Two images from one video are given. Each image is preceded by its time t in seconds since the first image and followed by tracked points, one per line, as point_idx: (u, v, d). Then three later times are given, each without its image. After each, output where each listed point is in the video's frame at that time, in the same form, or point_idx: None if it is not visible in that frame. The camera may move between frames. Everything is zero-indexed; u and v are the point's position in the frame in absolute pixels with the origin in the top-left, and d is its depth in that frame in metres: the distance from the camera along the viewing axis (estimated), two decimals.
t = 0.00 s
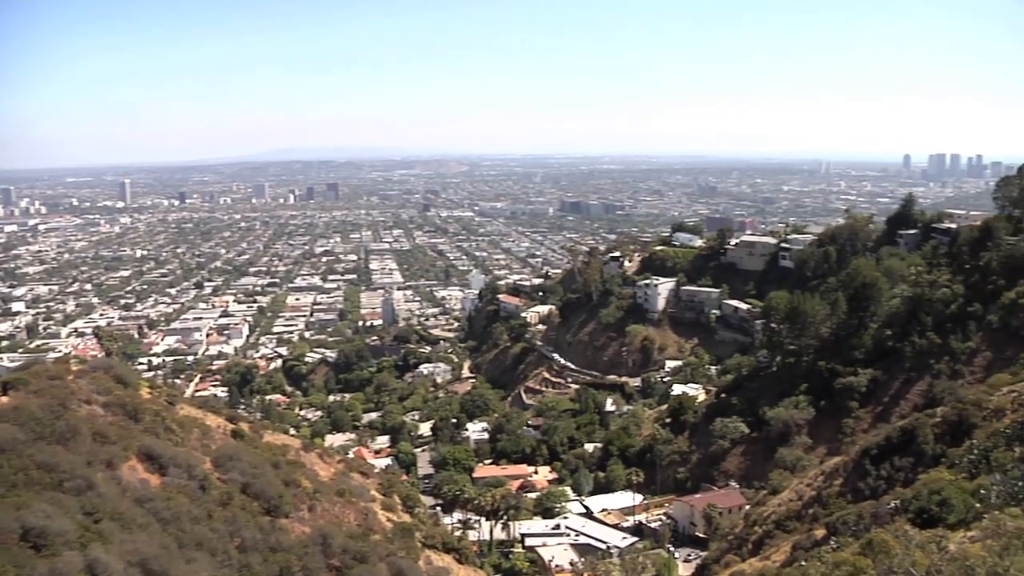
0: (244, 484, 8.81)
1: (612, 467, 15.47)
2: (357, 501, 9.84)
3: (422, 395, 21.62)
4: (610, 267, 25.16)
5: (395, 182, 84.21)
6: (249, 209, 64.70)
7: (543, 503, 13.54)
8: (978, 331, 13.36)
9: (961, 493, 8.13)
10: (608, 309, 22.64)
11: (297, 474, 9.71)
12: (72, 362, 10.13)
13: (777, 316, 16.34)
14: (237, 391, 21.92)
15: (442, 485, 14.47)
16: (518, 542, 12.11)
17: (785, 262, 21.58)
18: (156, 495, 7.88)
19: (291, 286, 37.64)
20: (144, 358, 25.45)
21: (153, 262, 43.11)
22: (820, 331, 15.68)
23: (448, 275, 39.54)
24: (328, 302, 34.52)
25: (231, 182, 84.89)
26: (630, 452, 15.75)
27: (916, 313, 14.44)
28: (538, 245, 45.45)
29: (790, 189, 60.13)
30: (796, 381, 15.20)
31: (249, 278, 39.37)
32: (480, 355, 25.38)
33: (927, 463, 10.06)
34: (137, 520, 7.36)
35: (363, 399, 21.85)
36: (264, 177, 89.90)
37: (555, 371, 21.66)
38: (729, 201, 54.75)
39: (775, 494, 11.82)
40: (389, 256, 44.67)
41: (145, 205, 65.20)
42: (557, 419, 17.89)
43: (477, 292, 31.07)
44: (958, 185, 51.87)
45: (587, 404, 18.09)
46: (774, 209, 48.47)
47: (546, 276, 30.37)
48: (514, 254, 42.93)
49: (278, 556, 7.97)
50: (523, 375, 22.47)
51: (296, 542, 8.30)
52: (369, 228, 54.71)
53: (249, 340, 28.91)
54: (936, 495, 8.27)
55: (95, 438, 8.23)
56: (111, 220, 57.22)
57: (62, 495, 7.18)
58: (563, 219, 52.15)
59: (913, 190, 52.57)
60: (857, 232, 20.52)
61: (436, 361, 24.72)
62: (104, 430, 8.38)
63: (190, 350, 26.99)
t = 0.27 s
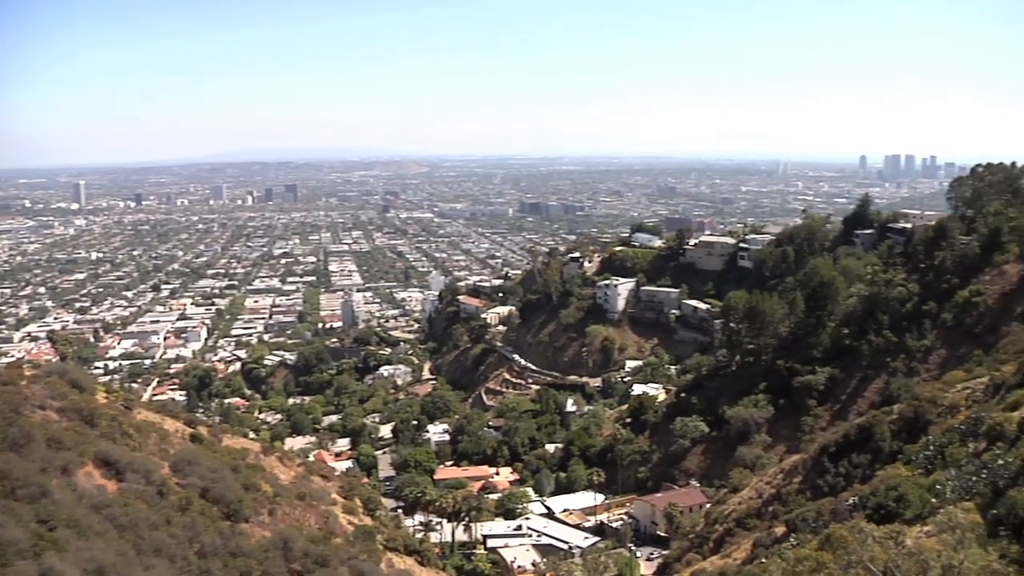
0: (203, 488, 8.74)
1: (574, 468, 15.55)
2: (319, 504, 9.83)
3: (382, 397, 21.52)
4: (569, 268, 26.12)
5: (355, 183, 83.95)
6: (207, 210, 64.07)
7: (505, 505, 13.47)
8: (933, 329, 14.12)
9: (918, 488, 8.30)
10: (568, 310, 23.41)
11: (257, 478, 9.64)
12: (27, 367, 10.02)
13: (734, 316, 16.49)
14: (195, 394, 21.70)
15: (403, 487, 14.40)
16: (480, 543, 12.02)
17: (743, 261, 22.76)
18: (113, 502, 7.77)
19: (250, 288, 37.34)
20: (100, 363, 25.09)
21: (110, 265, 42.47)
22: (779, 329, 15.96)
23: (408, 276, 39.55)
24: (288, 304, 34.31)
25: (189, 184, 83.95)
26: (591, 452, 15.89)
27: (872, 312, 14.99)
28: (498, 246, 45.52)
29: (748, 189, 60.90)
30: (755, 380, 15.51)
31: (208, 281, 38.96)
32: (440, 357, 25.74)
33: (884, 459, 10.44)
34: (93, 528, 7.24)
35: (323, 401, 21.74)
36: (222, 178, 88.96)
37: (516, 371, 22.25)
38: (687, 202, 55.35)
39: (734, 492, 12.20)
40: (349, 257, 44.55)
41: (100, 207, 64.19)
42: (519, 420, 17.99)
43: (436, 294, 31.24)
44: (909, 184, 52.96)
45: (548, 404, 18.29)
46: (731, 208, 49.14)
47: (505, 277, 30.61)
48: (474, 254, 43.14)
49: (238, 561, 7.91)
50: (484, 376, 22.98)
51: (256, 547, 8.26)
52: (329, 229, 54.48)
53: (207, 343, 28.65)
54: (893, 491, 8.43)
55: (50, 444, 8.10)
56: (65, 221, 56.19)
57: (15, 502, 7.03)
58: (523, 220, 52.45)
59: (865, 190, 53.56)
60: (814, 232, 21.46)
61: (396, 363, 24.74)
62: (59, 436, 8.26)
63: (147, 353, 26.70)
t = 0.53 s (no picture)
0: (157, 494, 8.59)
1: (531, 468, 15.62)
2: (274, 508, 9.75)
3: (338, 399, 21.38)
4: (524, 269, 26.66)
5: (309, 184, 83.19)
6: (159, 212, 62.90)
7: (462, 505, 13.45)
8: (885, 327, 14.47)
9: (870, 484, 8.53)
10: (524, 311, 23.83)
11: (212, 482, 9.54)
12: None
13: (689, 315, 16.63)
14: (148, 399, 21.32)
15: (360, 491, 14.30)
16: (438, 545, 11.93)
17: (697, 261, 23.47)
18: (64, 510, 7.59)
19: (204, 291, 36.76)
20: (49, 368, 24.52)
21: (58, 268, 41.44)
22: (733, 329, 16.34)
23: (363, 277, 39.34)
24: (242, 306, 33.85)
25: (140, 185, 82.31)
26: (548, 453, 15.98)
27: (825, 311, 15.28)
28: (454, 247, 45.50)
29: (703, 189, 61.63)
30: (710, 378, 15.78)
31: (161, 283, 38.24)
32: (396, 359, 25.81)
33: (837, 456, 10.69)
34: (42, 536, 7.07)
35: (278, 404, 21.50)
36: (173, 178, 87.38)
37: (473, 372, 22.55)
38: (643, 202, 55.89)
39: (691, 491, 12.45)
40: (304, 259, 44.16)
41: (47, 208, 62.52)
42: (476, 421, 18.07)
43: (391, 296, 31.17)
44: (859, 185, 54.07)
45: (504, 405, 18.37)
46: (685, 209, 49.70)
47: (461, 278, 30.73)
48: (430, 255, 43.17)
49: (193, 567, 7.79)
50: (440, 377, 23.18)
51: (212, 552, 8.15)
52: (284, 230, 53.91)
53: (159, 347, 28.15)
54: (846, 488, 8.61)
55: None
56: (11, 221, 54.63)
57: None
58: (479, 220, 52.57)
59: (816, 191, 54.60)
60: (768, 232, 22.02)
61: (352, 365, 24.64)
62: (7, 444, 8.05)
63: (98, 357, 26.18)
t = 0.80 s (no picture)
0: (102, 501, 8.34)
1: (482, 469, 15.64)
2: (223, 515, 9.60)
3: (287, 403, 21.08)
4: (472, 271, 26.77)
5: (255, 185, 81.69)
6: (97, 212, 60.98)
7: (413, 507, 13.39)
8: (830, 327, 14.86)
9: (817, 480, 8.80)
10: (472, 312, 23.88)
11: (158, 489, 9.35)
12: None
13: (639, 315, 16.98)
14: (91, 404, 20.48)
15: (311, 495, 14.11)
16: (389, 547, 11.83)
17: (645, 261, 23.84)
18: (4, 520, 7.31)
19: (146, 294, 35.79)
20: None
21: None
22: (681, 328, 16.66)
23: (311, 280, 38.84)
24: (187, 310, 32.81)
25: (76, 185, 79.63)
26: (498, 454, 16.03)
27: (772, 310, 15.69)
28: (403, 249, 45.29)
29: (649, 191, 62.35)
30: (658, 378, 16.05)
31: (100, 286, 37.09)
32: (344, 361, 25.52)
33: (784, 453, 11.01)
34: None
35: (225, 408, 21.06)
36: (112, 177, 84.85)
37: (422, 374, 22.45)
38: (591, 203, 56.41)
39: (640, 489, 12.67)
40: (250, 260, 43.38)
41: None
42: (426, 423, 18.01)
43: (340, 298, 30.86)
44: (801, 184, 55.41)
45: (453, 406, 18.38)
46: (633, 210, 50.30)
47: (410, 280, 30.63)
48: (379, 257, 42.87)
49: None
50: (389, 380, 23.01)
51: (159, 560, 7.95)
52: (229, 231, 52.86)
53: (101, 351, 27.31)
54: (794, 485, 8.86)
55: None
56: None
57: None
58: (428, 222, 52.41)
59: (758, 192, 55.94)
60: (715, 232, 22.48)
61: (300, 369, 24.33)
62: None
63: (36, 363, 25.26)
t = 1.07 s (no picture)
0: (35, 512, 7.88)
1: (424, 472, 15.45)
2: (161, 523, 9.38)
3: (224, 410, 20.47)
4: (413, 274, 26.94)
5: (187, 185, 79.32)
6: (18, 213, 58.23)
7: (355, 511, 13.26)
8: (768, 325, 15.30)
9: (757, 477, 9.04)
10: (413, 314, 24.12)
11: (93, 498, 9.04)
12: None
13: (580, 315, 17.42)
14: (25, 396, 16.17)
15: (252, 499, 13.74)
16: (331, 552, 11.32)
17: (586, 262, 24.22)
18: None
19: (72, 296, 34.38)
20: None
21: None
22: (622, 329, 16.98)
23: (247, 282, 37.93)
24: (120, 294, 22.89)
25: None
26: (440, 456, 16.04)
27: (711, 309, 16.11)
28: (342, 251, 44.71)
29: (589, 192, 62.52)
30: (600, 378, 16.32)
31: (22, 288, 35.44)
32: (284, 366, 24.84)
33: (725, 450, 11.31)
34: None
35: (161, 413, 19.65)
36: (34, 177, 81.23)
37: (363, 377, 22.34)
38: (531, 204, 56.72)
39: (583, 489, 12.85)
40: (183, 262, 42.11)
41: None
42: (367, 426, 17.88)
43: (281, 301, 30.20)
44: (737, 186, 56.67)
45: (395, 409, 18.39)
46: (574, 211, 50.52)
47: (350, 282, 30.30)
48: (317, 259, 42.19)
49: None
50: (329, 385, 22.61)
51: (93, 570, 7.56)
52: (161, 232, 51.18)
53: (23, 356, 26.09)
54: (735, 482, 9.10)
55: None
56: None
57: None
58: (368, 223, 51.80)
59: (697, 192, 56.55)
60: (655, 233, 22.91)
61: (237, 373, 23.78)
62: None
63: None
